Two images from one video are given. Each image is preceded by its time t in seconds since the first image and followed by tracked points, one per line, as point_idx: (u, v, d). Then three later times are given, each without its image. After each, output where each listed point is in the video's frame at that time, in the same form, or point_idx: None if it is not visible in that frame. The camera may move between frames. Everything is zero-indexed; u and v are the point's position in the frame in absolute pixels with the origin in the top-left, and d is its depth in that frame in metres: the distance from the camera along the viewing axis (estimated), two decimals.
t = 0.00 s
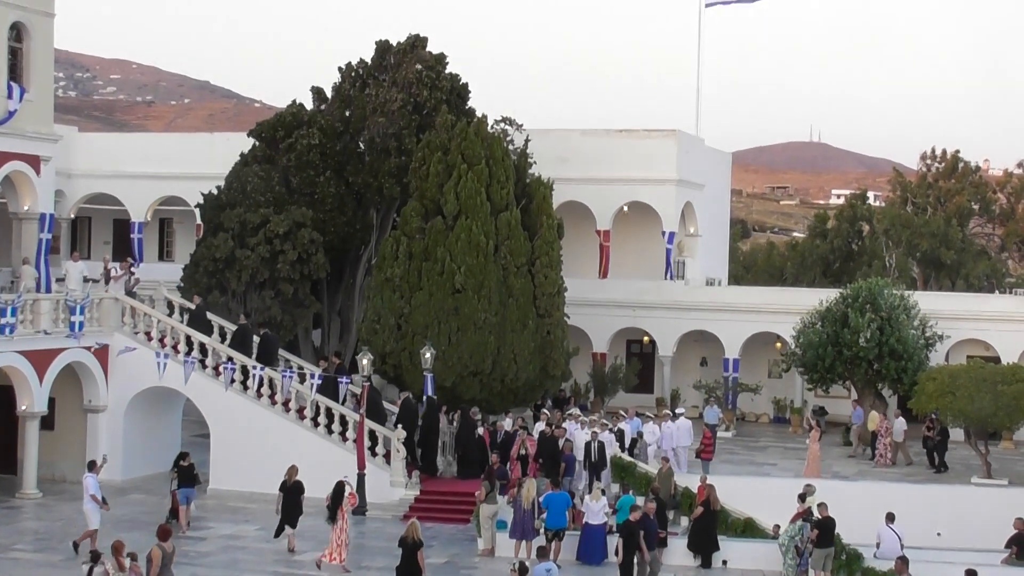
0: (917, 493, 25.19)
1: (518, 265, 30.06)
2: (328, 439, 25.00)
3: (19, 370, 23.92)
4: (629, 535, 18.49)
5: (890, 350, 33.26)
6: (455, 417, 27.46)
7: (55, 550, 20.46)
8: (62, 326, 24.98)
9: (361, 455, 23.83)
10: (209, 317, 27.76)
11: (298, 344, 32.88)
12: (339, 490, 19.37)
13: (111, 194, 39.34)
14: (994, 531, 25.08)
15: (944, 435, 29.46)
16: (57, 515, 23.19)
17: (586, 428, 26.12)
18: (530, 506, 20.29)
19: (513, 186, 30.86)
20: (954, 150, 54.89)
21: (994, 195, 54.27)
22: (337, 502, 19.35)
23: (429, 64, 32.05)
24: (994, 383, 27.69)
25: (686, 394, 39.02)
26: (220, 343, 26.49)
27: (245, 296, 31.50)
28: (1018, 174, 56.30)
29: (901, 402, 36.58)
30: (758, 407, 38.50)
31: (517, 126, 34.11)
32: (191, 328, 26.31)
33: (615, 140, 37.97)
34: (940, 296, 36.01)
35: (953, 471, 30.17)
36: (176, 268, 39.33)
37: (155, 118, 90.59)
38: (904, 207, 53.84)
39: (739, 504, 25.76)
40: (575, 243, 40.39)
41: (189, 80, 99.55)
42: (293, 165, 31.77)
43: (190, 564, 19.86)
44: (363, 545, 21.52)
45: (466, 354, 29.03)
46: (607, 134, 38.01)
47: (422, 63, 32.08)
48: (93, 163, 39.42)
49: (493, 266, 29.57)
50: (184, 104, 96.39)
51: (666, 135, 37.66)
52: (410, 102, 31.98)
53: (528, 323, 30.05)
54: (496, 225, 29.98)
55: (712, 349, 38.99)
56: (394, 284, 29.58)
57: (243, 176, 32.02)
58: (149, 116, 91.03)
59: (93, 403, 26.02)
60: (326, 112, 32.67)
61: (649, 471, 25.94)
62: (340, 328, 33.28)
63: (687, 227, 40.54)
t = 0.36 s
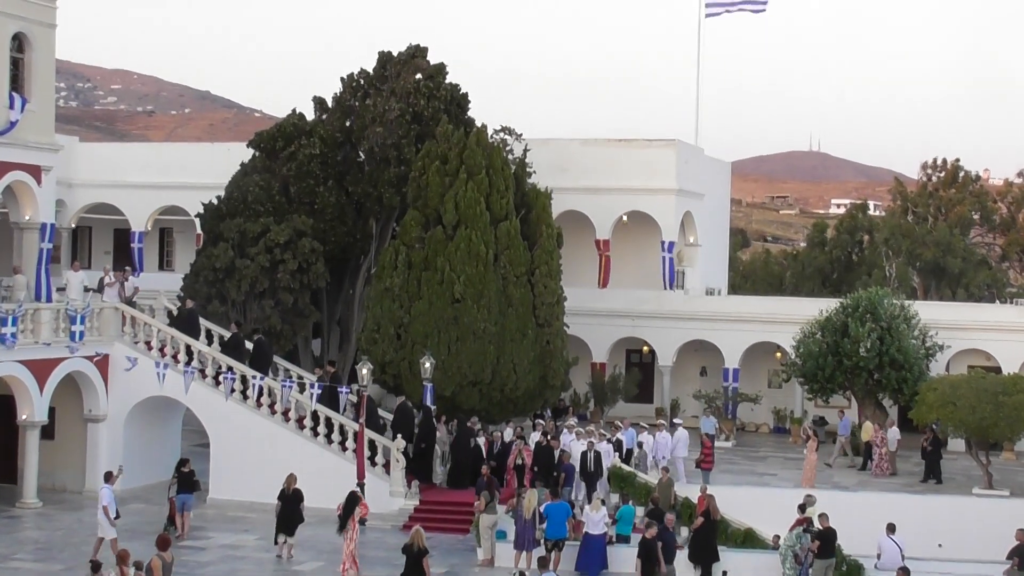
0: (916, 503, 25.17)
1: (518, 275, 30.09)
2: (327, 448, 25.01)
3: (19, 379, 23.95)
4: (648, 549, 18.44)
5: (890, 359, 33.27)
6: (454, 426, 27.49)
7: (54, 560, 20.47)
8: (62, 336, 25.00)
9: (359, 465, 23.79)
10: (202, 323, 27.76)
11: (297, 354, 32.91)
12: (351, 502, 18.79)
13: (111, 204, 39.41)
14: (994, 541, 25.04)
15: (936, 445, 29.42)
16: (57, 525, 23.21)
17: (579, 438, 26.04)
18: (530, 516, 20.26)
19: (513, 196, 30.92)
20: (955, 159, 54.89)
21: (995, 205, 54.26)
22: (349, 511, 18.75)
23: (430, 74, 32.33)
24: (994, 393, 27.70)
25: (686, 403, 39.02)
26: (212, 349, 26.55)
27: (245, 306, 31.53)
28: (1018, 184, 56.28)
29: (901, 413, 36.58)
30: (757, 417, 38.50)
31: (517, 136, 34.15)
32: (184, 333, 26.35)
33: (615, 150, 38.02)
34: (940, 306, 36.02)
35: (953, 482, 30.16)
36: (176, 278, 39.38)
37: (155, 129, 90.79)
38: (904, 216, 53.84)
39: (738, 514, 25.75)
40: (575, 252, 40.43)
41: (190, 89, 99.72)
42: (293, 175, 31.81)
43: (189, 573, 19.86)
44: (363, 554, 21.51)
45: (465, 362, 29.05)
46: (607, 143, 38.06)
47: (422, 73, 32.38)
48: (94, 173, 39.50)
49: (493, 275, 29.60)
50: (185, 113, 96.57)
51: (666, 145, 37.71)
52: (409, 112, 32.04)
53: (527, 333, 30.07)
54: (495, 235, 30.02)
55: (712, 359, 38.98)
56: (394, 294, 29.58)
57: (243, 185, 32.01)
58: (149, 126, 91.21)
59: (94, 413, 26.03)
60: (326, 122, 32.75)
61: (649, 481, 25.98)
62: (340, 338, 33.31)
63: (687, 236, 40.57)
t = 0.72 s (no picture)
0: (918, 514, 25.13)
1: (518, 286, 30.15)
2: (328, 460, 25.02)
3: (21, 391, 23.95)
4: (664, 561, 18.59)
5: (891, 370, 33.28)
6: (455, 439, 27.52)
7: (55, 571, 20.46)
8: (64, 348, 25.03)
9: (361, 476, 23.78)
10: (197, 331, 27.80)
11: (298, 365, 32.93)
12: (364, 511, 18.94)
13: (112, 215, 39.47)
14: (997, 552, 24.97)
15: (928, 455, 29.42)
16: (59, 536, 23.20)
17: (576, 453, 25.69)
18: (532, 527, 20.18)
19: (513, 207, 30.99)
20: (957, 171, 54.90)
21: (996, 216, 54.23)
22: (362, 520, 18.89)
23: (429, 85, 32.36)
24: (996, 404, 27.70)
25: (687, 415, 38.99)
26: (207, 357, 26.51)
27: (246, 317, 31.53)
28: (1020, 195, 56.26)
29: (903, 424, 36.57)
30: (759, 428, 38.47)
31: (517, 147, 34.20)
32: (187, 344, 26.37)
33: (616, 161, 38.08)
34: (942, 317, 36.03)
35: (955, 492, 30.12)
36: (177, 290, 39.39)
37: (156, 140, 91.07)
38: (906, 227, 53.84)
39: (740, 525, 25.70)
40: (575, 263, 40.45)
41: (190, 101, 99.81)
42: (295, 186, 31.84)
43: None
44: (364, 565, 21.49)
45: (466, 374, 29.05)
46: (607, 154, 38.12)
47: (422, 84, 32.40)
48: (95, 185, 39.56)
49: (493, 286, 29.64)
50: (186, 125, 96.72)
51: (667, 156, 37.77)
52: (409, 124, 32.08)
53: (528, 344, 30.10)
54: (496, 246, 30.08)
55: (713, 370, 38.97)
56: (394, 305, 29.59)
57: (244, 198, 32.03)
58: (150, 138, 91.43)
59: (95, 424, 26.03)
60: (326, 134, 32.82)
61: (650, 492, 26.00)
62: (340, 349, 33.37)
63: (687, 247, 40.57)
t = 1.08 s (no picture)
0: (922, 518, 25.11)
1: (522, 290, 30.16)
2: (332, 464, 25.03)
3: (25, 394, 24.03)
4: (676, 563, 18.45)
5: (895, 373, 33.22)
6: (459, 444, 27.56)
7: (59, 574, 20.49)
8: (68, 352, 25.08)
9: (365, 479, 23.78)
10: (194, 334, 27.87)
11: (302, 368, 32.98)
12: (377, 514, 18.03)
13: (116, 219, 39.54)
14: (1003, 556, 24.88)
15: (921, 456, 29.22)
16: (63, 539, 23.23)
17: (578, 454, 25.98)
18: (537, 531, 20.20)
19: (516, 211, 30.99)
20: (961, 174, 54.83)
21: (1001, 219, 54.14)
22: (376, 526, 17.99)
23: (431, 89, 32.32)
24: (1001, 407, 27.67)
25: (690, 418, 38.98)
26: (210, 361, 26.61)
27: (250, 321, 31.48)
28: None
29: (907, 427, 36.55)
30: (763, 431, 38.45)
31: (520, 151, 34.22)
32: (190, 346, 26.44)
33: (619, 164, 38.10)
34: (946, 320, 36.00)
35: (959, 496, 30.06)
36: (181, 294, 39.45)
37: (159, 144, 91.33)
38: (910, 230, 53.77)
39: (744, 528, 25.71)
40: (579, 267, 40.46)
41: (194, 105, 99.90)
42: (297, 190, 31.92)
43: None
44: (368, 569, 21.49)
45: (469, 377, 29.05)
46: (610, 158, 38.14)
47: (423, 87, 32.38)
48: (99, 189, 39.63)
49: (496, 290, 29.66)
50: (189, 129, 96.84)
51: (670, 159, 37.80)
52: (413, 128, 32.16)
53: (531, 347, 30.09)
54: (499, 250, 30.08)
55: (716, 373, 38.96)
56: (397, 309, 29.60)
57: (246, 202, 32.02)
58: (154, 142, 91.62)
59: (99, 428, 26.10)
60: (329, 138, 32.79)
61: (653, 495, 26.01)
62: (344, 353, 33.41)
63: (690, 251, 40.58)
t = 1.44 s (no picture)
0: (937, 517, 25.03)
1: (535, 290, 30.14)
2: (346, 463, 25.05)
3: (41, 394, 24.10)
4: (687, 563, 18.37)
5: (910, 373, 33.13)
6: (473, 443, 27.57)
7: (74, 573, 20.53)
8: (83, 351, 25.13)
9: (379, 479, 23.78)
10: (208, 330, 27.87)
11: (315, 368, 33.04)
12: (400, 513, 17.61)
13: (131, 219, 39.62)
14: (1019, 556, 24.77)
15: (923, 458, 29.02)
16: (78, 539, 23.30)
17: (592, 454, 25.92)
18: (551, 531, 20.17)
19: (529, 211, 30.96)
20: (976, 173, 54.56)
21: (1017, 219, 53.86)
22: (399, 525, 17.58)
23: (445, 89, 32.36)
24: (1016, 407, 27.56)
25: (705, 418, 38.91)
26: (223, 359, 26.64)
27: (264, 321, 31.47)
28: None
29: (922, 427, 36.45)
30: (777, 431, 38.37)
31: (534, 151, 34.21)
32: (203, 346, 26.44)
33: (633, 163, 38.06)
34: (961, 320, 35.88)
35: (974, 496, 29.96)
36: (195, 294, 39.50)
37: (174, 144, 91.63)
38: (924, 229, 53.56)
39: (758, 528, 25.66)
40: (593, 266, 40.43)
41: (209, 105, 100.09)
42: (309, 190, 31.87)
43: None
44: (382, 569, 21.50)
45: (483, 377, 29.05)
46: (624, 157, 38.10)
47: (438, 87, 32.43)
48: (114, 188, 39.71)
49: (510, 291, 29.65)
50: (204, 129, 96.99)
51: (684, 158, 37.74)
52: (427, 126, 32.21)
53: (544, 347, 30.05)
54: (513, 250, 30.07)
55: (731, 373, 38.88)
56: (411, 309, 29.63)
57: (260, 202, 32.06)
58: (169, 143, 91.90)
59: (114, 427, 26.15)
60: (343, 137, 32.83)
61: (667, 495, 25.94)
62: (357, 353, 33.46)
63: (704, 250, 40.52)
